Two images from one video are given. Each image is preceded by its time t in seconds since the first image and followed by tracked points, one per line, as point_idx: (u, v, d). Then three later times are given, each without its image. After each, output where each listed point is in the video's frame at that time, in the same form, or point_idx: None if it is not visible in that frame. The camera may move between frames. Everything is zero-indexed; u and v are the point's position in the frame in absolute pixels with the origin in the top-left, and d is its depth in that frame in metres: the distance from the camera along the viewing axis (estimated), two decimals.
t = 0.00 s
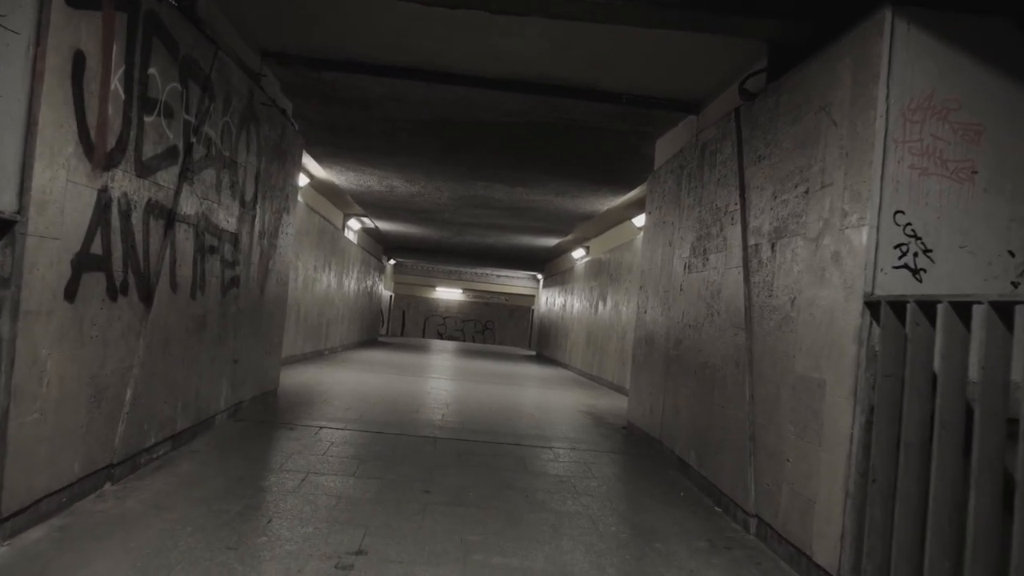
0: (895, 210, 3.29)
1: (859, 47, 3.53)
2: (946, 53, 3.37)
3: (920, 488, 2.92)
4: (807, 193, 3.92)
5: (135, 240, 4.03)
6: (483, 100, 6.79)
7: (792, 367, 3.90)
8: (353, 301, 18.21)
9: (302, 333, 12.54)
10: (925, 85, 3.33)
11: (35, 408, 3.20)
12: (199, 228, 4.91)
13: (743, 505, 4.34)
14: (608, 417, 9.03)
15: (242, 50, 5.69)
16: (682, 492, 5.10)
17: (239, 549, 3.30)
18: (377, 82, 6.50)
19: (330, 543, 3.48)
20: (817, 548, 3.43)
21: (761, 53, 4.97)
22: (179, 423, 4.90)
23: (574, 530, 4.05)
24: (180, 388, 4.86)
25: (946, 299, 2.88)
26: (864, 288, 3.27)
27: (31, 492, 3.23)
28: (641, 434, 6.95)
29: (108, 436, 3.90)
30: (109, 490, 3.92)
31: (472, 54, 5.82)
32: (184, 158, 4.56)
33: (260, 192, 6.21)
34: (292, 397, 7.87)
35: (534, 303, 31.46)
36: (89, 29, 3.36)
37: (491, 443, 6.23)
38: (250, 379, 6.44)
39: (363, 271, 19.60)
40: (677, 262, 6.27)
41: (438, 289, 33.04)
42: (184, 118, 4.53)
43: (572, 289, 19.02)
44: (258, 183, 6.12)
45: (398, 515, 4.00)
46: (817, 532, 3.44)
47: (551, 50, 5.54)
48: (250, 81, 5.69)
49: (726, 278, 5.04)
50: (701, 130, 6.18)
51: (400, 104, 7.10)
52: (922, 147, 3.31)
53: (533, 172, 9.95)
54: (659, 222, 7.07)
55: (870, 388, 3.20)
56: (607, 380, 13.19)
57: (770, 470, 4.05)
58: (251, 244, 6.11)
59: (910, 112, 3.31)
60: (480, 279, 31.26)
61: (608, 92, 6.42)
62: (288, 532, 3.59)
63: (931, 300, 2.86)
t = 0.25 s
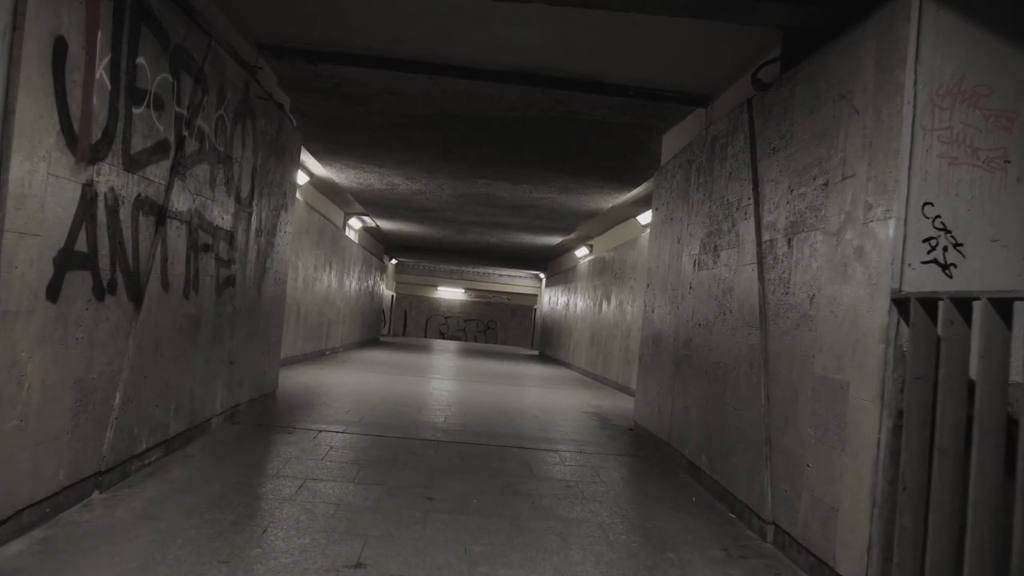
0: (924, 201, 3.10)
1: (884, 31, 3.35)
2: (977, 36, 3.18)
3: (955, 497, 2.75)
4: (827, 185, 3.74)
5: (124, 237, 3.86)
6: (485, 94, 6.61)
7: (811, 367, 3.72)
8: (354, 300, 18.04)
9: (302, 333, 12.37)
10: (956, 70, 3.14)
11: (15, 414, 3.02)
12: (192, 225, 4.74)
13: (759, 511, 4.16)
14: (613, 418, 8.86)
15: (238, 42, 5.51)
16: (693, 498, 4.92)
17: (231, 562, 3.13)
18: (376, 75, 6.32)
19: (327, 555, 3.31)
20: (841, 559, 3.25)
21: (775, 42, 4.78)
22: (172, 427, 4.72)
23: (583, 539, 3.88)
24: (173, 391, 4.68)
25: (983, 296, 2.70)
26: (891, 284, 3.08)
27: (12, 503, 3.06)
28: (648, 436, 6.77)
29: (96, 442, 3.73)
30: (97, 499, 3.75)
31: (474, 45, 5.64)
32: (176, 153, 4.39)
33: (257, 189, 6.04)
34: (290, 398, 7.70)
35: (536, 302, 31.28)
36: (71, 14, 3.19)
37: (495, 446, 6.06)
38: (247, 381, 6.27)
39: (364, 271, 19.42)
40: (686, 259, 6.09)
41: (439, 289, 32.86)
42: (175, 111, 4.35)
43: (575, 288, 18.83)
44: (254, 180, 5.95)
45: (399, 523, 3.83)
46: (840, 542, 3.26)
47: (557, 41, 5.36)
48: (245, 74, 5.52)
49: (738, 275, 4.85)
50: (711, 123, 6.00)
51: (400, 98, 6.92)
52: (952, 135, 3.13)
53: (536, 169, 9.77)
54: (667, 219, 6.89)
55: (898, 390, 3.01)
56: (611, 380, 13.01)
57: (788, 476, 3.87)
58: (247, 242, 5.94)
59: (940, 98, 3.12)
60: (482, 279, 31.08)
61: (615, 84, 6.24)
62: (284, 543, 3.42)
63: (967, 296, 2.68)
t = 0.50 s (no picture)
0: (951, 193, 2.95)
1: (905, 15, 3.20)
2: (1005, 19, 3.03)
3: (987, 505, 2.60)
4: (845, 177, 3.59)
5: (113, 234, 3.71)
6: (488, 88, 6.46)
7: (830, 368, 3.57)
8: (355, 299, 17.90)
9: (302, 333, 12.23)
10: (983, 55, 2.99)
11: None
12: (185, 222, 4.59)
13: (773, 517, 4.02)
14: (618, 419, 8.71)
15: (233, 35, 5.36)
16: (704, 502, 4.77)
17: (224, 575, 2.98)
18: (376, 69, 6.18)
19: (325, 566, 3.16)
20: (862, 569, 3.10)
21: (787, 31, 4.65)
22: (166, 431, 4.58)
23: (591, 546, 3.73)
24: (167, 395, 4.54)
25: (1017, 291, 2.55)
26: (916, 280, 2.93)
27: None
28: (655, 438, 6.62)
29: (84, 448, 3.59)
30: (87, 507, 3.61)
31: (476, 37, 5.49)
32: (168, 147, 4.25)
33: (253, 186, 5.90)
34: (289, 400, 7.55)
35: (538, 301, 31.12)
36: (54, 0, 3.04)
37: (498, 448, 5.91)
38: (244, 383, 6.13)
39: (364, 270, 19.27)
40: (694, 256, 5.94)
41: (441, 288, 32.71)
42: (167, 104, 4.21)
43: (577, 287, 18.68)
44: (251, 176, 5.80)
45: (401, 531, 3.68)
46: (862, 551, 3.11)
47: (561, 32, 5.21)
48: (241, 68, 5.37)
49: (750, 273, 4.70)
50: (719, 116, 5.86)
51: (400, 93, 6.77)
52: (979, 124, 2.98)
53: (538, 166, 9.62)
54: (673, 215, 6.74)
55: (925, 391, 2.86)
56: (615, 379, 12.86)
57: (805, 480, 3.72)
58: (244, 241, 5.79)
59: (967, 84, 2.97)
60: (484, 278, 30.93)
61: (620, 77, 6.09)
62: (280, 553, 3.27)
63: (1000, 292, 2.53)
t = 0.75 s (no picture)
0: (990, 180, 2.74)
1: None
2: None
3: None
4: (870, 167, 3.39)
5: (97, 230, 3.52)
6: (490, 79, 6.27)
7: (855, 368, 3.37)
8: (355, 298, 17.70)
9: (302, 333, 12.04)
10: None
11: None
12: (176, 218, 4.40)
13: (794, 525, 3.82)
14: (625, 419, 8.51)
15: (225, 25, 5.16)
16: (718, 508, 4.58)
17: None
18: (374, 60, 5.98)
19: None
20: None
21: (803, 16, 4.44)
22: (157, 436, 4.39)
23: (602, 558, 3.54)
24: (158, 399, 4.35)
25: None
26: (953, 274, 2.73)
27: None
28: (665, 439, 6.42)
29: (67, 456, 3.40)
30: (71, 518, 3.42)
31: (477, 26, 5.29)
32: (157, 140, 4.06)
33: (249, 181, 5.71)
34: (288, 402, 7.36)
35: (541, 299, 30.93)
36: None
37: (503, 452, 5.71)
38: (241, 385, 5.94)
39: (365, 269, 19.08)
40: (704, 252, 5.74)
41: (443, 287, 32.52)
42: (155, 95, 4.02)
43: (580, 284, 18.48)
44: (245, 171, 5.61)
45: (403, 543, 3.49)
46: (894, 564, 2.91)
47: (566, 19, 5.01)
48: (234, 58, 5.17)
49: (765, 269, 4.51)
50: (730, 106, 5.64)
51: (400, 85, 6.57)
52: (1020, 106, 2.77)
53: (541, 161, 9.42)
54: (682, 209, 6.54)
55: (963, 394, 2.66)
56: (620, 378, 12.64)
57: (828, 487, 3.53)
58: (239, 238, 5.60)
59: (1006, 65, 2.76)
60: (486, 276, 30.73)
61: (627, 67, 5.89)
62: (275, 568, 3.08)
63: None
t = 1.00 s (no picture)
0: None
1: None
2: None
3: None
4: (893, 161, 3.23)
5: (85, 229, 3.37)
6: (493, 74, 6.12)
7: (878, 371, 3.22)
8: (357, 298, 17.55)
9: (303, 333, 11.89)
10: None
11: None
12: (169, 216, 4.25)
13: (812, 535, 3.67)
14: (630, 421, 8.36)
15: (221, 18, 5.02)
16: (731, 515, 4.42)
17: None
18: (374, 55, 5.83)
19: None
20: None
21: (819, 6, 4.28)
22: (151, 443, 4.24)
23: (613, 569, 3.39)
24: (152, 404, 4.21)
25: None
26: (987, 273, 2.58)
27: None
28: (673, 443, 6.27)
29: (54, 465, 3.26)
30: (58, 530, 3.27)
31: (480, 19, 5.13)
32: (148, 136, 3.91)
33: (246, 179, 5.56)
34: (287, 405, 7.21)
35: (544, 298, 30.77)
36: None
37: (507, 456, 5.56)
38: (238, 387, 5.79)
39: (367, 268, 18.93)
40: (714, 251, 5.59)
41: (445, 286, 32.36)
42: (147, 89, 3.87)
43: (584, 284, 18.31)
44: (242, 169, 5.46)
45: (405, 555, 3.34)
46: None
47: (572, 12, 4.86)
48: (230, 52, 5.03)
49: (779, 267, 4.35)
50: (740, 100, 5.49)
51: (401, 81, 6.42)
52: None
53: (545, 159, 9.27)
54: (690, 207, 6.38)
55: (999, 401, 2.51)
56: (624, 379, 12.49)
57: (849, 496, 3.38)
58: (236, 237, 5.45)
59: None
60: (488, 275, 30.58)
61: (634, 61, 5.74)
62: None
63: None
